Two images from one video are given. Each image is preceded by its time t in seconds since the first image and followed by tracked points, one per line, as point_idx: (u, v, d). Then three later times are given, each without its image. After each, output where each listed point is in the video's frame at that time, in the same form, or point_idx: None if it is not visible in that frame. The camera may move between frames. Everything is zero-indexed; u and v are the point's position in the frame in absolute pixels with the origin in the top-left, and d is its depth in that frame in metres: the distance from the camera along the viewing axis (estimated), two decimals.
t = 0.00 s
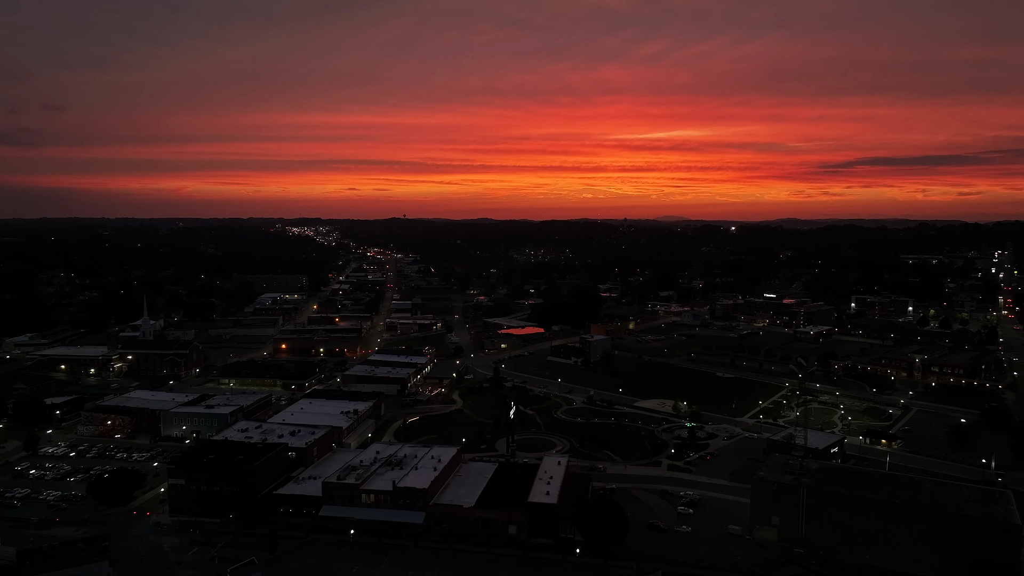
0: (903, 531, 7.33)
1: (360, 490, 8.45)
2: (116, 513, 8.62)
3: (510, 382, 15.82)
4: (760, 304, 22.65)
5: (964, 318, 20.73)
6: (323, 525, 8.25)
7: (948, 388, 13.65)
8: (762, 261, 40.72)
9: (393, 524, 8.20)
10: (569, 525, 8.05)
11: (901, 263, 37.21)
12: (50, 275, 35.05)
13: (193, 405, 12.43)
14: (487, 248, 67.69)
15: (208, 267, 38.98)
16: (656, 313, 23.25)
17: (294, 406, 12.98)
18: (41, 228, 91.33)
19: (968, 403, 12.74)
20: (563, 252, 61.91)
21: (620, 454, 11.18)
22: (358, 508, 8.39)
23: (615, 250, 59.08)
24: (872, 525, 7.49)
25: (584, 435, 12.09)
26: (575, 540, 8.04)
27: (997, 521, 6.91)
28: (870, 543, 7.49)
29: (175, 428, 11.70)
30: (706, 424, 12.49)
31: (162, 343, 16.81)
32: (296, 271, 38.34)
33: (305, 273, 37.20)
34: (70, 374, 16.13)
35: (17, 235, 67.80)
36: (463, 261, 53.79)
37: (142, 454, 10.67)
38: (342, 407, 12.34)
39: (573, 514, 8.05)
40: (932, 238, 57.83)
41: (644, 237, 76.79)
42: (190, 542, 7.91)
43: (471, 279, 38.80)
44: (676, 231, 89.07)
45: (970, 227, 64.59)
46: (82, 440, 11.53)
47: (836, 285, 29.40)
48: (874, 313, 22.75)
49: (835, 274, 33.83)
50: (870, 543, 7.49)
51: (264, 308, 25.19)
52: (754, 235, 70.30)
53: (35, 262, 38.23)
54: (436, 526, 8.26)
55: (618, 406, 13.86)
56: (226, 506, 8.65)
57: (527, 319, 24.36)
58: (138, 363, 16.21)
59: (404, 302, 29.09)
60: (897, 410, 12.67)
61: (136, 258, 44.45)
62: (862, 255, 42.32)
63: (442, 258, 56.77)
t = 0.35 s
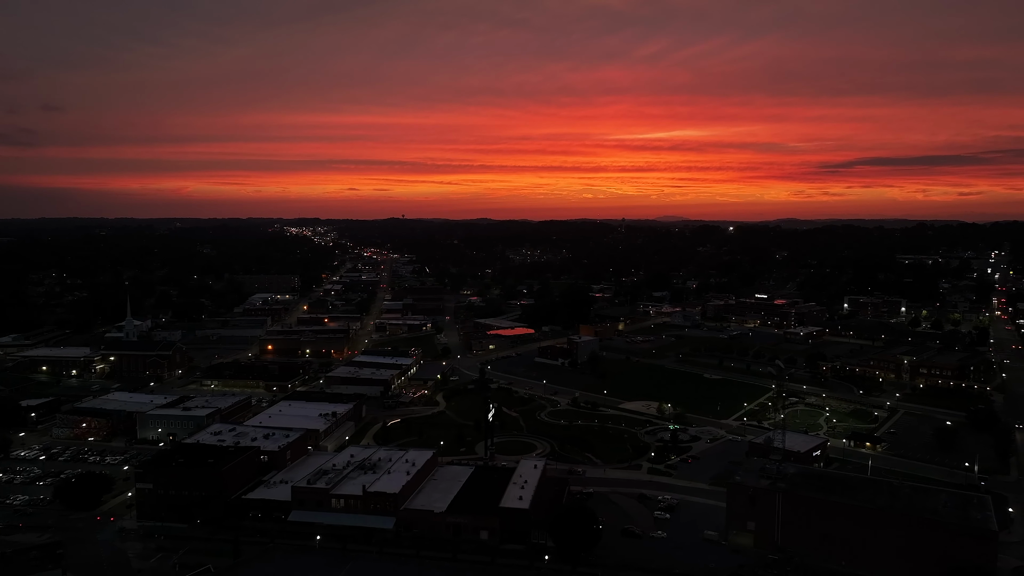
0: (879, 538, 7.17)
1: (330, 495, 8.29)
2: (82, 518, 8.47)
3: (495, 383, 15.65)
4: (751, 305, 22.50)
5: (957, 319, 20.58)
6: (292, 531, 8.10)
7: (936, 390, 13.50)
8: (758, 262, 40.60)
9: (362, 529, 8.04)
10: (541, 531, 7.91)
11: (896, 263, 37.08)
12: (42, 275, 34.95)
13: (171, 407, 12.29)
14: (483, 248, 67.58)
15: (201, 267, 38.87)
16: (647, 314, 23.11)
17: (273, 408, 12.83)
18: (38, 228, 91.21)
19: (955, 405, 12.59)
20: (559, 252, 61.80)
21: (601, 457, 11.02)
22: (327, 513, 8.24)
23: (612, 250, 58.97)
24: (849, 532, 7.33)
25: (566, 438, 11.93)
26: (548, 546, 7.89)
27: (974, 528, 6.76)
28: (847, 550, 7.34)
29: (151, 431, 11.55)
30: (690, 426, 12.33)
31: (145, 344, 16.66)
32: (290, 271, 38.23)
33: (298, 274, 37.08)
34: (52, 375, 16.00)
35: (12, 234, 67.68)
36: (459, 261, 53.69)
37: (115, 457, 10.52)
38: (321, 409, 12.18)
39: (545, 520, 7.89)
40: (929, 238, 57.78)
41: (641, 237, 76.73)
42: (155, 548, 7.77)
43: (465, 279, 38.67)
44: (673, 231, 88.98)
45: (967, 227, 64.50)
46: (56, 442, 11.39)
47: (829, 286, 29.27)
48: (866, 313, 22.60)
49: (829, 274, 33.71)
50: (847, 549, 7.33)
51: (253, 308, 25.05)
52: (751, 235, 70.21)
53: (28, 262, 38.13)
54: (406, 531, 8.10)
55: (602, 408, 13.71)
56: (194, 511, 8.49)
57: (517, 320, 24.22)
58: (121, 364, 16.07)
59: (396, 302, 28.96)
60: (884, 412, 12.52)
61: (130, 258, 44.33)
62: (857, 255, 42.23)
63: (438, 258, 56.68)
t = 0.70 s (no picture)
0: (855, 544, 7.02)
1: (299, 500, 8.12)
2: (48, 525, 8.32)
3: (481, 385, 15.49)
4: (743, 305, 22.36)
5: (949, 320, 20.45)
6: (260, 537, 7.94)
7: (925, 392, 13.37)
8: (753, 261, 40.49)
9: (332, 535, 7.89)
10: (512, 537, 7.76)
11: (892, 263, 36.96)
12: (34, 275, 34.83)
13: (148, 410, 12.13)
14: (480, 248, 67.49)
15: (194, 267, 38.72)
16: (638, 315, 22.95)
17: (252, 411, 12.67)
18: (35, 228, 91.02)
19: (943, 407, 12.45)
20: (556, 253, 61.67)
21: (582, 460, 10.86)
22: (296, 518, 8.08)
23: (608, 250, 58.89)
24: (825, 538, 7.18)
25: (548, 441, 11.77)
26: (519, 552, 7.74)
27: (951, 535, 6.61)
28: (823, 557, 7.19)
29: (127, 434, 11.38)
30: (674, 429, 12.17)
31: (128, 346, 16.49)
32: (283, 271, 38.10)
33: (291, 274, 36.95)
34: (33, 377, 15.85)
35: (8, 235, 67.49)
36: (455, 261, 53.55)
37: (88, 461, 10.35)
38: (299, 412, 12.02)
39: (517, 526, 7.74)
40: (926, 238, 57.72)
41: (638, 237, 76.70)
42: (118, 556, 7.61)
43: (459, 280, 38.52)
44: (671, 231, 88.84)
45: (964, 227, 64.44)
46: (30, 446, 11.22)
47: (823, 286, 29.13)
48: (859, 313, 22.46)
49: (824, 275, 33.60)
50: (823, 557, 7.19)
51: (243, 309, 24.91)
52: (748, 235, 70.09)
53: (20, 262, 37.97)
54: (377, 537, 7.95)
55: (587, 410, 13.55)
56: (161, 516, 8.32)
57: (508, 321, 24.08)
58: (103, 366, 15.92)
59: (387, 303, 28.80)
60: (871, 415, 12.37)
61: (123, 258, 44.18)
62: (852, 255, 42.14)
63: (434, 258, 56.54)
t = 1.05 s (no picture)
0: (830, 551, 6.85)
1: (267, 506, 7.96)
2: (10, 531, 8.16)
3: (465, 387, 15.32)
4: (734, 306, 22.18)
5: (941, 321, 20.27)
6: (225, 544, 7.78)
7: (913, 394, 13.20)
8: (749, 261, 40.29)
9: (298, 542, 7.73)
10: (482, 544, 7.59)
11: (888, 263, 36.77)
12: (25, 275, 34.64)
13: (124, 413, 11.97)
14: (477, 248, 67.27)
15: (187, 267, 38.56)
16: (629, 316, 22.78)
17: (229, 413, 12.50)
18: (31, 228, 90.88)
19: (930, 410, 12.29)
20: (552, 252, 61.47)
21: (562, 464, 10.70)
22: (263, 525, 7.91)
23: (605, 249, 58.72)
24: (800, 545, 7.01)
25: (529, 444, 11.61)
26: (489, 560, 7.57)
27: (926, 543, 6.45)
28: (797, 564, 7.02)
29: (101, 437, 11.23)
30: (657, 432, 12.01)
31: (110, 347, 16.33)
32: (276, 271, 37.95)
33: (284, 274, 36.80)
34: (14, 379, 15.69)
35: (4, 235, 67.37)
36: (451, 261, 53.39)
37: (58, 465, 10.20)
38: (277, 415, 11.86)
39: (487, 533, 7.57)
40: (925, 238, 57.51)
41: (637, 237, 76.59)
42: (79, 564, 7.45)
43: (453, 280, 38.35)
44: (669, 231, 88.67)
45: (963, 226, 64.19)
46: (2, 450, 11.07)
47: (818, 286, 28.96)
48: (851, 314, 22.28)
49: (819, 275, 33.42)
50: (798, 564, 7.01)
51: (231, 309, 24.73)
52: (746, 235, 69.90)
53: (12, 262, 37.83)
54: (345, 544, 7.78)
55: (571, 412, 13.39)
56: (125, 523, 8.15)
57: (498, 322, 23.91)
58: (84, 368, 15.76)
59: (378, 303, 28.63)
60: (857, 417, 12.21)
61: (117, 258, 44.05)
62: (849, 255, 41.96)
63: (430, 258, 56.38)
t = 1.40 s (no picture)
0: (805, 559, 6.68)
1: (233, 512, 7.79)
2: None
3: (450, 388, 15.14)
4: (725, 306, 22.03)
5: (933, 322, 20.12)
6: (189, 550, 7.61)
7: (900, 396, 13.03)
8: (744, 262, 40.16)
9: (264, 548, 7.56)
10: (451, 551, 7.41)
11: (883, 263, 36.63)
12: (15, 275, 34.49)
13: (99, 415, 11.80)
14: (473, 248, 67.13)
15: (180, 267, 38.42)
16: (619, 317, 22.61)
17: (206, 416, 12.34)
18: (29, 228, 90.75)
19: (917, 412, 12.12)
20: (549, 252, 61.32)
21: (541, 467, 10.53)
22: (229, 531, 7.74)
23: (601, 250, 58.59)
24: (774, 553, 6.84)
25: (509, 447, 11.43)
26: (458, 567, 7.40)
27: (901, 550, 6.28)
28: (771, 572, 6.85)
29: (74, 440, 11.06)
30: (640, 434, 11.84)
31: (91, 348, 16.17)
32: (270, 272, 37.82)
33: (277, 275, 36.65)
34: None
35: None
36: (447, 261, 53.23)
37: (28, 469, 10.03)
38: (254, 418, 11.69)
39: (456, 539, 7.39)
40: (922, 238, 57.40)
41: (634, 237, 76.50)
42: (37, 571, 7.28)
43: (447, 281, 38.19)
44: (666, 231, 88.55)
45: (960, 226, 64.08)
46: None
47: (811, 287, 28.81)
48: (843, 315, 22.14)
49: (814, 275, 33.28)
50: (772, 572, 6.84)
51: (220, 310, 24.57)
52: (743, 235, 69.77)
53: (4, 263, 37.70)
54: (312, 550, 7.60)
55: (555, 414, 13.22)
56: (88, 529, 7.98)
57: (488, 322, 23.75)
58: (65, 369, 15.60)
59: (369, 304, 28.46)
60: (843, 419, 12.04)
61: (111, 258, 43.91)
62: (844, 256, 41.85)
63: (426, 258, 56.22)
